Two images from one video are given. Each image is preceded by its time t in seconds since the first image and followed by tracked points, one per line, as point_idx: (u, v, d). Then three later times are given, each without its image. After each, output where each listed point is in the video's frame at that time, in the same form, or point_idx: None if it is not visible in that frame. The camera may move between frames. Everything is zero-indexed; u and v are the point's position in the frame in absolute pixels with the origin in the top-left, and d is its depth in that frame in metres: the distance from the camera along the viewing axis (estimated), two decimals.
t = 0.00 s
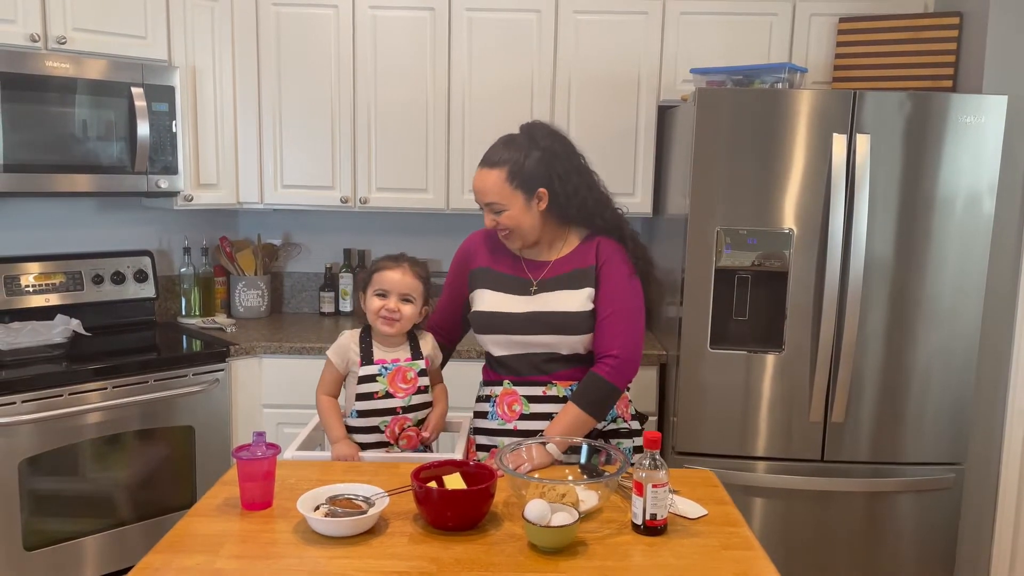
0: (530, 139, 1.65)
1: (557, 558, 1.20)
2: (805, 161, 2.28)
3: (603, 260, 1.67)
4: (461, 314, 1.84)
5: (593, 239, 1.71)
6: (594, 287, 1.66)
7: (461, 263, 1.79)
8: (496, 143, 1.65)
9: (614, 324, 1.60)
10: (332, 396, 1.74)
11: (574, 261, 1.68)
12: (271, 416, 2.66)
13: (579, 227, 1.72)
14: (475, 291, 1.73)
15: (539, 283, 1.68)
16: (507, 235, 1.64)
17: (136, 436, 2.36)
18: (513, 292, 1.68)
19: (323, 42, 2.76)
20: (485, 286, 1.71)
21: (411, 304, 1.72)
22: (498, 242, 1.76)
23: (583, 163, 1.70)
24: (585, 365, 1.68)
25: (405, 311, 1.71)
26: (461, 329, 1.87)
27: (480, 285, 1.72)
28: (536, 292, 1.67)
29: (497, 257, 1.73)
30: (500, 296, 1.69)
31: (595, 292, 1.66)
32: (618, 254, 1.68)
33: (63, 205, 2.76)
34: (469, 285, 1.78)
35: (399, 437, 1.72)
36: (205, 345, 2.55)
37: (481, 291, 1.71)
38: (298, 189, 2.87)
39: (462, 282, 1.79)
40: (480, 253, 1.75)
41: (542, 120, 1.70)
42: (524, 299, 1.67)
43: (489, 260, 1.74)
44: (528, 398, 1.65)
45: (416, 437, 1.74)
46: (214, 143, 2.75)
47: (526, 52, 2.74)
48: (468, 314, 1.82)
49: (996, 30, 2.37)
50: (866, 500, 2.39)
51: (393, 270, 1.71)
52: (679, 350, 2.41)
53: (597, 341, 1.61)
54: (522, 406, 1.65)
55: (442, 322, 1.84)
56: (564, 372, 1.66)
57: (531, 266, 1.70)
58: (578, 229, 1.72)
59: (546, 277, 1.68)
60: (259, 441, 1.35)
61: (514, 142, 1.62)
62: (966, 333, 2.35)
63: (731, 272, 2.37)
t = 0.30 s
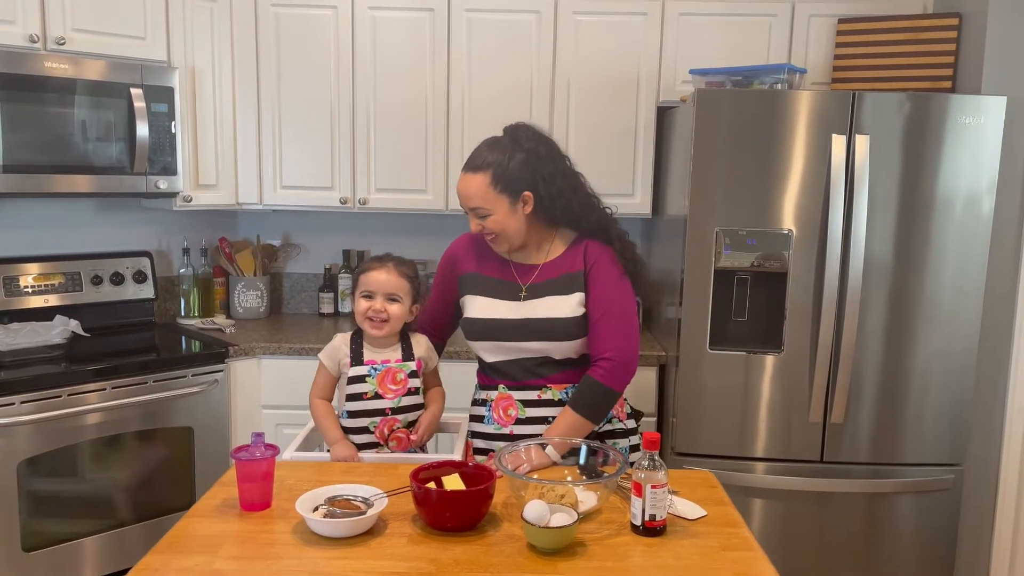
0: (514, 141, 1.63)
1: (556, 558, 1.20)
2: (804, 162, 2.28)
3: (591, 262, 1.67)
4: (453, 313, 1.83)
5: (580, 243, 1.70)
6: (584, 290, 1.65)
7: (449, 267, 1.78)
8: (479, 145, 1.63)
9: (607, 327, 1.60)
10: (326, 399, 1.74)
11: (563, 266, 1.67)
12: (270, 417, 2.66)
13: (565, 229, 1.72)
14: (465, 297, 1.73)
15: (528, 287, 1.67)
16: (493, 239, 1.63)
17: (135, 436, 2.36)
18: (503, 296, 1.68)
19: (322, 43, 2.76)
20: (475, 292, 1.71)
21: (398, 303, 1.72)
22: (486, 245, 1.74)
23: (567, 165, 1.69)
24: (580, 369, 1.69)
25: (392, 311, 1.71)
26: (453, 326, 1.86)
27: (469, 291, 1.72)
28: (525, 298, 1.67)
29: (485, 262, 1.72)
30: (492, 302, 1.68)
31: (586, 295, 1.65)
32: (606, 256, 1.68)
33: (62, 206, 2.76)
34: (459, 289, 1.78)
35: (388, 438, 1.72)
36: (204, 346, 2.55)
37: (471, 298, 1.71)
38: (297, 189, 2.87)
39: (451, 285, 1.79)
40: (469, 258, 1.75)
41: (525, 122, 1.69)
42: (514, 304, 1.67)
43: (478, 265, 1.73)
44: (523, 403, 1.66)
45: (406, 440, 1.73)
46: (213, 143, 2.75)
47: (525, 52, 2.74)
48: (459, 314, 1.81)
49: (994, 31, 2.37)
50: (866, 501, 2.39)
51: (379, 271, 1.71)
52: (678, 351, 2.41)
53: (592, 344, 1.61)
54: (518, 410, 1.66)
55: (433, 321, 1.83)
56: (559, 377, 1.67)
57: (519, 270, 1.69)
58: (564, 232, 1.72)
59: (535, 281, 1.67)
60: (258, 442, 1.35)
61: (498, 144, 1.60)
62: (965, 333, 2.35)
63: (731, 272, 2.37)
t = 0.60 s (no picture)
0: (517, 141, 1.63)
1: (555, 559, 1.20)
2: (803, 164, 2.28)
3: (590, 265, 1.66)
4: (447, 311, 1.84)
5: (579, 245, 1.70)
6: (584, 293, 1.65)
7: (448, 267, 1.78)
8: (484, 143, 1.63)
9: (607, 331, 1.60)
10: (327, 402, 1.74)
11: (561, 269, 1.67)
12: (269, 419, 2.66)
13: (565, 231, 1.71)
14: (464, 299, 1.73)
15: (527, 288, 1.67)
16: (492, 237, 1.63)
17: (134, 438, 2.36)
18: (501, 298, 1.68)
19: (321, 45, 2.77)
20: (473, 294, 1.71)
21: (399, 306, 1.72)
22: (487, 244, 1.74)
23: (569, 167, 1.68)
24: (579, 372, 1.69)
25: (393, 315, 1.71)
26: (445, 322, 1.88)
27: (469, 292, 1.72)
28: (524, 300, 1.67)
29: (485, 263, 1.72)
30: (490, 305, 1.68)
31: (585, 299, 1.65)
32: (605, 259, 1.67)
33: (61, 207, 2.76)
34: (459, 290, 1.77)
35: (387, 441, 1.72)
36: (203, 348, 2.55)
37: (470, 301, 1.71)
38: (296, 191, 2.87)
39: (450, 284, 1.79)
40: (469, 259, 1.74)
41: (531, 122, 1.68)
42: (512, 305, 1.66)
43: (477, 266, 1.73)
44: (520, 406, 1.66)
45: (404, 442, 1.72)
46: (212, 144, 2.75)
47: (524, 54, 2.75)
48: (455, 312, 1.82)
49: (992, 33, 2.38)
50: (865, 502, 2.39)
51: (378, 277, 1.70)
52: (676, 352, 2.41)
53: (592, 348, 1.62)
54: (515, 413, 1.67)
55: (430, 315, 1.84)
56: (557, 379, 1.67)
57: (518, 271, 1.69)
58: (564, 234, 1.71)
59: (534, 283, 1.67)
60: (257, 444, 1.35)
61: (501, 143, 1.60)
62: (964, 335, 2.36)
63: (729, 274, 2.37)
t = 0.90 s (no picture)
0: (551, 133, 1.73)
1: (554, 561, 1.20)
2: (800, 166, 2.29)
3: (595, 266, 1.69)
4: (452, 315, 1.85)
5: (585, 245, 1.72)
6: (587, 293, 1.67)
7: (451, 267, 1.79)
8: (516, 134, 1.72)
9: (611, 331, 1.61)
10: (332, 403, 1.76)
11: (565, 268, 1.69)
12: (268, 421, 2.66)
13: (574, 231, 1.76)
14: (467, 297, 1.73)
15: (528, 285, 1.68)
16: (523, 213, 1.63)
17: (132, 440, 2.35)
18: (501, 295, 1.69)
19: (320, 48, 2.77)
20: (474, 291, 1.72)
21: (401, 308, 1.72)
22: (491, 245, 1.76)
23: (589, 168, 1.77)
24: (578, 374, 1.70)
25: (395, 317, 1.70)
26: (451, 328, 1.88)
27: (471, 290, 1.73)
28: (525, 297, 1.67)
29: (488, 262, 1.73)
30: (490, 300, 1.69)
31: (588, 298, 1.67)
32: (609, 261, 1.70)
33: (60, 210, 2.76)
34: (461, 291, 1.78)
35: (385, 444, 1.72)
36: (202, 350, 2.55)
37: (473, 299, 1.72)
38: (295, 194, 2.87)
39: (453, 285, 1.80)
40: (472, 257, 1.76)
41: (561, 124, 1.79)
42: (514, 302, 1.67)
43: (480, 265, 1.74)
44: (519, 406, 1.65)
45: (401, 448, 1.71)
46: (212, 146, 2.75)
47: (522, 57, 2.75)
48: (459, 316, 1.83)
49: (989, 35, 2.38)
50: (864, 504, 2.40)
51: (381, 279, 1.71)
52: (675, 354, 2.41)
53: (595, 349, 1.63)
54: (513, 413, 1.66)
55: (432, 321, 1.85)
56: (557, 380, 1.67)
57: (520, 269, 1.70)
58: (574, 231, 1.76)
59: (535, 281, 1.68)
60: (256, 446, 1.35)
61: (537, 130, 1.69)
62: (962, 336, 2.36)
63: (727, 276, 2.37)
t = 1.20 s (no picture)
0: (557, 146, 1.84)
1: (553, 563, 1.21)
2: (798, 169, 2.29)
3: (597, 263, 1.70)
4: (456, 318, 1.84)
5: (587, 243, 1.73)
6: (588, 289, 1.69)
7: (455, 267, 1.80)
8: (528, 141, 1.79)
9: (614, 325, 1.63)
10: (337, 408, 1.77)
11: (567, 267, 1.70)
12: (267, 424, 2.68)
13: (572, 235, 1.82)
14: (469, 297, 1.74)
15: (531, 285, 1.69)
16: (540, 205, 1.66)
17: (132, 444, 2.36)
18: (504, 294, 1.70)
19: (319, 52, 2.78)
20: (477, 291, 1.72)
21: (405, 311, 1.72)
22: (494, 247, 1.77)
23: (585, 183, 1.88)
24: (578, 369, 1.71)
25: (399, 319, 1.70)
26: (455, 332, 1.88)
27: (473, 290, 1.73)
28: (526, 296, 1.68)
29: (490, 263, 1.74)
30: (493, 298, 1.70)
31: (589, 294, 1.69)
32: (611, 257, 1.71)
33: (60, 214, 2.76)
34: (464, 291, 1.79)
35: (383, 446, 1.72)
36: (202, 353, 2.56)
37: (475, 297, 1.72)
38: (294, 197, 2.88)
39: (455, 287, 1.80)
40: (476, 258, 1.76)
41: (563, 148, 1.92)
42: (515, 301, 1.68)
43: (483, 266, 1.74)
44: (519, 405, 1.66)
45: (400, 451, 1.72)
46: (211, 150, 2.76)
47: (521, 61, 2.76)
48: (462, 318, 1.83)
49: (986, 38, 2.39)
50: (862, 506, 2.40)
51: (384, 282, 1.72)
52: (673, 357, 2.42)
53: (598, 343, 1.65)
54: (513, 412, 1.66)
55: (436, 324, 1.84)
56: (557, 377, 1.68)
57: (523, 270, 1.71)
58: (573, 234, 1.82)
59: (538, 280, 1.69)
60: (256, 449, 1.35)
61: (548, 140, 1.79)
62: (959, 339, 2.37)
63: (726, 279, 2.38)
